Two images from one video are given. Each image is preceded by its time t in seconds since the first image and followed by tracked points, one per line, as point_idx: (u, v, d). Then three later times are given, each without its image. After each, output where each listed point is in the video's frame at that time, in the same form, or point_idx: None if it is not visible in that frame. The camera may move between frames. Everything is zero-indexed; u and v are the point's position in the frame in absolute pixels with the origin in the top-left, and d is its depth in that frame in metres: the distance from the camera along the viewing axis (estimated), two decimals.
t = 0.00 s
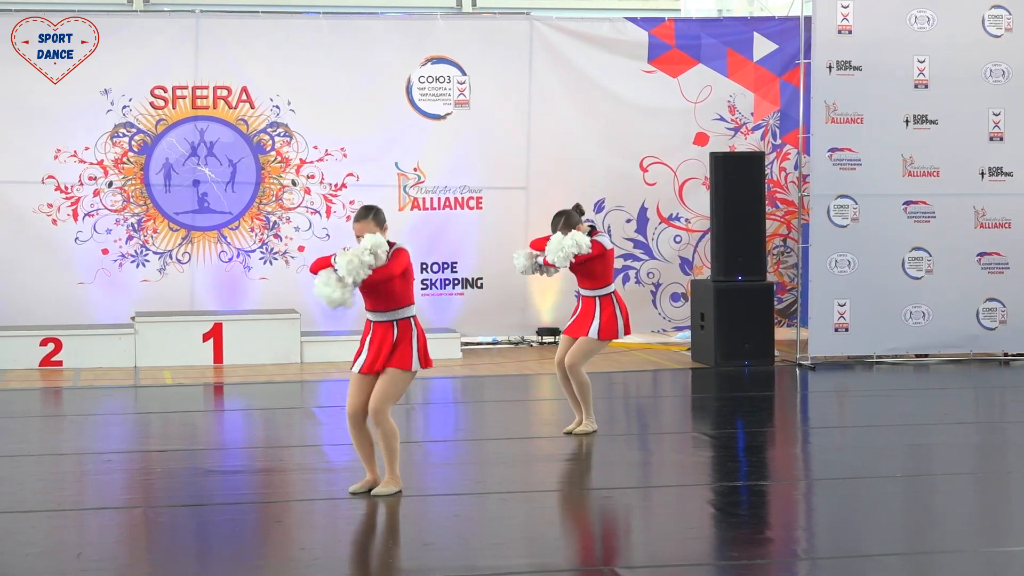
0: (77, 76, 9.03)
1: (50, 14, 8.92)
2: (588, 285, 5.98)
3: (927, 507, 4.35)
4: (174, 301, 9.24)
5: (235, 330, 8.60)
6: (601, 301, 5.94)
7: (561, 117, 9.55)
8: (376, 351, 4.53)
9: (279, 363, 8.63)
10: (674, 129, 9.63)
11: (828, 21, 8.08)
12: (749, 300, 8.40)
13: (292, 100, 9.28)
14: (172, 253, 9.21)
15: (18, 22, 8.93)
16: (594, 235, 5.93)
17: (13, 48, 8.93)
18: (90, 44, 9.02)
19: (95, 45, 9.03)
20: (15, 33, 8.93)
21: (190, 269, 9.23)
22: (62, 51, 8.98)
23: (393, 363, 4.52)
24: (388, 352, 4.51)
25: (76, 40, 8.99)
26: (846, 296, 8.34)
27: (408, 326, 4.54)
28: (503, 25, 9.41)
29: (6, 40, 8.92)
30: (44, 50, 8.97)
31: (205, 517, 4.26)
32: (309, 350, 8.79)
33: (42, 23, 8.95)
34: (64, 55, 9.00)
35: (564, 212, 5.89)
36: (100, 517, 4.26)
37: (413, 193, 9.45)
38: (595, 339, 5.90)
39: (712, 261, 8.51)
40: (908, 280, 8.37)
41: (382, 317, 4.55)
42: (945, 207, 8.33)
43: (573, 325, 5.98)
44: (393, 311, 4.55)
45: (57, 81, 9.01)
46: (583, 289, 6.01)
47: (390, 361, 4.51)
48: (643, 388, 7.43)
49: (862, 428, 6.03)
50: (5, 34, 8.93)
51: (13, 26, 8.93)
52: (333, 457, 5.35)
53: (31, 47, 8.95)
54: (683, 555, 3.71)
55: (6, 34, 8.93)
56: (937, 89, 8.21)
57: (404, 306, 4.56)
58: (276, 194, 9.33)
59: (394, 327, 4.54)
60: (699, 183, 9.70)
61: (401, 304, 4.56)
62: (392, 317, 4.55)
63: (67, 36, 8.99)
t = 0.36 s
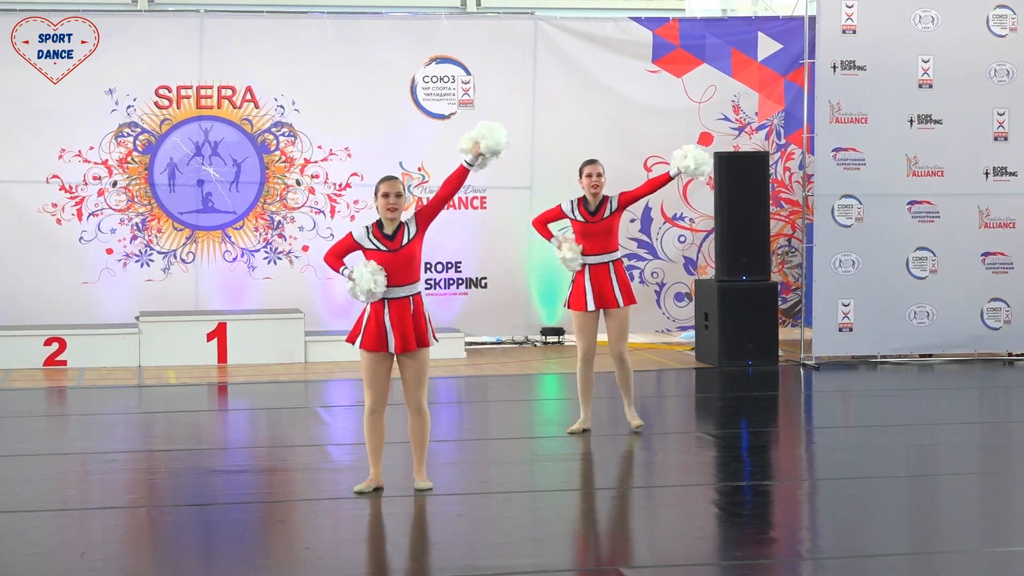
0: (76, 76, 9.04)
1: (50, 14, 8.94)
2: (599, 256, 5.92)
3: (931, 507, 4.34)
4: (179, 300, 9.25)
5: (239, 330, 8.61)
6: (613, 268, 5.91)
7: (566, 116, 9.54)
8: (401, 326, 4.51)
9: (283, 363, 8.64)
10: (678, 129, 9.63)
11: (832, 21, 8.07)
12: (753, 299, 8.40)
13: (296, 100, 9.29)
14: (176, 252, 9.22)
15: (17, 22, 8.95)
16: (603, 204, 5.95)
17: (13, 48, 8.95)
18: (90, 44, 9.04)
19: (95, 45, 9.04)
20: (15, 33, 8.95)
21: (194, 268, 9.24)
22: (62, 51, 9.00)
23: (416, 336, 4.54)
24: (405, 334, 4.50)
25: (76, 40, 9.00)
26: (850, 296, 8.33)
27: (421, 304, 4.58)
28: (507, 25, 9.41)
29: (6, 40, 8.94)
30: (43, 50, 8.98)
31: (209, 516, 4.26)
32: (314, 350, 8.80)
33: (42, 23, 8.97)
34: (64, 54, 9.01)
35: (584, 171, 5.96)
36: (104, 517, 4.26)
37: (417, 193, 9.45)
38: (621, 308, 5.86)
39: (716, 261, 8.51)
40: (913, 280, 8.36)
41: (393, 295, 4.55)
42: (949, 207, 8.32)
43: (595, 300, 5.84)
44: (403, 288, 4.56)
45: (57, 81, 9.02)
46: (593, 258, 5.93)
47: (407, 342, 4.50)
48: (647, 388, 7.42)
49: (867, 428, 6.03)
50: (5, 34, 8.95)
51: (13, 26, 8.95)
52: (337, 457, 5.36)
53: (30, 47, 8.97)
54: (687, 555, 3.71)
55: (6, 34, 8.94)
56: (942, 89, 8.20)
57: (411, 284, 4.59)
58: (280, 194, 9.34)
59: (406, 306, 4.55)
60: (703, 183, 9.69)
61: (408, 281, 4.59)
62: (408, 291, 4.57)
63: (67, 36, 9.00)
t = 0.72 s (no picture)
0: (76, 76, 9.04)
1: (50, 14, 8.94)
2: (626, 262, 5.93)
3: (931, 507, 4.34)
4: (178, 301, 9.25)
5: (238, 330, 8.61)
6: (638, 275, 5.93)
7: (566, 116, 9.54)
8: (415, 328, 4.52)
9: (283, 364, 8.64)
10: (678, 129, 9.62)
11: (832, 21, 8.07)
12: (752, 300, 8.40)
13: (295, 100, 9.29)
14: (176, 253, 9.22)
15: (18, 22, 8.96)
16: (631, 212, 5.99)
17: (13, 48, 8.95)
18: (89, 44, 9.03)
19: (95, 45, 9.04)
20: (15, 33, 8.95)
21: (194, 269, 9.24)
22: (61, 51, 8.99)
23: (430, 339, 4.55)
24: (419, 335, 4.51)
25: (75, 40, 9.00)
26: (850, 296, 8.33)
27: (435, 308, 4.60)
28: (506, 25, 9.41)
29: (6, 40, 8.94)
30: (43, 50, 8.98)
31: (209, 516, 4.26)
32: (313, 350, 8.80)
33: (41, 23, 8.97)
34: (64, 54, 9.01)
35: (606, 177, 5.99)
36: (103, 517, 4.26)
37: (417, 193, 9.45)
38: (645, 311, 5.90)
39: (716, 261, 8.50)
40: (912, 280, 8.36)
41: (408, 296, 4.57)
42: (949, 208, 8.32)
43: (623, 304, 5.82)
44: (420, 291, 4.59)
45: (57, 81, 9.01)
46: (618, 264, 5.93)
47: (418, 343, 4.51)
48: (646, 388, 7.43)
49: (867, 428, 6.03)
50: (5, 34, 8.95)
51: (13, 26, 8.96)
52: (336, 457, 5.36)
53: (30, 47, 8.97)
54: (687, 556, 3.71)
55: (6, 34, 8.95)
56: (941, 89, 8.20)
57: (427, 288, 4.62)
58: (279, 194, 9.33)
59: (421, 308, 4.57)
60: (702, 183, 9.69)
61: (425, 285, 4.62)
62: (424, 295, 4.60)
63: (67, 36, 9.00)
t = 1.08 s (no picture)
0: (76, 76, 9.04)
1: (50, 14, 8.94)
2: (634, 245, 5.92)
3: (932, 507, 4.35)
4: (177, 301, 9.24)
5: (237, 331, 8.61)
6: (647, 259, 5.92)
7: (565, 116, 9.55)
8: (412, 319, 4.52)
9: (282, 364, 8.64)
10: (678, 130, 9.63)
11: (831, 21, 8.07)
12: (752, 300, 8.40)
13: (294, 100, 9.29)
14: (175, 253, 9.22)
15: (18, 22, 8.95)
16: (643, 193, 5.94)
17: (13, 48, 8.95)
18: (89, 44, 9.03)
19: (95, 45, 9.04)
20: (15, 33, 8.95)
21: (193, 269, 9.24)
22: (62, 51, 8.99)
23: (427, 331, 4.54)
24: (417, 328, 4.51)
25: (76, 40, 9.00)
26: (850, 296, 8.33)
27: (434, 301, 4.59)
28: (506, 25, 9.42)
29: (6, 40, 8.94)
30: (43, 50, 8.98)
31: (208, 517, 4.26)
32: (313, 350, 8.80)
33: (41, 23, 8.97)
34: (64, 54, 9.01)
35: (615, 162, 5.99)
36: (103, 517, 4.27)
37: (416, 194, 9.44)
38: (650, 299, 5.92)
39: (716, 261, 8.50)
40: (911, 280, 8.36)
41: (407, 289, 4.56)
42: (948, 208, 8.32)
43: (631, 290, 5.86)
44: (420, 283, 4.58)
45: (57, 81, 9.01)
46: (627, 247, 5.91)
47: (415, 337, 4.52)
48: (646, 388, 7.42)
49: (866, 428, 6.03)
50: (5, 34, 8.95)
51: (13, 26, 8.95)
52: (335, 457, 5.36)
53: (30, 47, 8.96)
54: (688, 556, 3.71)
55: (6, 34, 8.95)
56: (940, 89, 8.20)
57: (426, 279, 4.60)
58: (279, 194, 9.33)
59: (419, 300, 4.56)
60: (702, 183, 9.69)
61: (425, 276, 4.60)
62: (422, 287, 4.58)
63: (67, 36, 9.00)
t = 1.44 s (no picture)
0: (76, 76, 9.04)
1: (50, 14, 8.93)
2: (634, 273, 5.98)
3: (931, 507, 4.34)
4: (177, 301, 9.24)
5: (237, 330, 8.60)
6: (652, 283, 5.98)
7: (565, 116, 9.54)
8: (402, 346, 4.56)
9: (282, 364, 8.64)
10: (677, 129, 9.62)
11: (831, 21, 8.07)
12: (752, 300, 8.40)
13: (294, 100, 9.29)
14: (175, 253, 9.22)
15: (18, 22, 8.95)
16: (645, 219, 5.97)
17: (13, 48, 8.95)
18: (89, 44, 9.03)
19: (95, 45, 9.04)
20: (15, 33, 8.94)
21: (193, 269, 9.24)
22: (62, 51, 8.99)
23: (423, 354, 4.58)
24: (405, 354, 4.55)
25: (76, 40, 9.00)
26: (849, 296, 8.33)
27: (425, 322, 4.63)
28: (506, 25, 9.41)
29: (6, 40, 8.93)
30: (43, 50, 8.98)
31: (208, 517, 4.26)
32: (313, 350, 8.80)
33: (42, 23, 8.97)
34: (64, 54, 9.01)
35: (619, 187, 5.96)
36: (103, 517, 4.26)
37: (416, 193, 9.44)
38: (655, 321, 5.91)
39: (715, 261, 8.51)
40: (911, 280, 8.36)
41: (397, 315, 4.61)
42: (948, 208, 8.32)
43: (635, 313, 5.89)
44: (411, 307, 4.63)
45: (57, 81, 9.01)
46: (628, 275, 5.98)
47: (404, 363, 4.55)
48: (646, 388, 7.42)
49: (866, 428, 6.03)
50: (5, 34, 8.95)
51: (13, 26, 8.95)
52: (335, 457, 5.36)
53: (30, 47, 8.96)
54: (688, 556, 3.71)
55: (6, 34, 8.94)
56: (940, 89, 8.20)
57: (417, 303, 4.64)
58: (279, 194, 9.33)
59: (409, 324, 4.59)
60: (702, 183, 9.68)
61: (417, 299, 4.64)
62: (413, 311, 4.62)
63: (67, 36, 9.00)
